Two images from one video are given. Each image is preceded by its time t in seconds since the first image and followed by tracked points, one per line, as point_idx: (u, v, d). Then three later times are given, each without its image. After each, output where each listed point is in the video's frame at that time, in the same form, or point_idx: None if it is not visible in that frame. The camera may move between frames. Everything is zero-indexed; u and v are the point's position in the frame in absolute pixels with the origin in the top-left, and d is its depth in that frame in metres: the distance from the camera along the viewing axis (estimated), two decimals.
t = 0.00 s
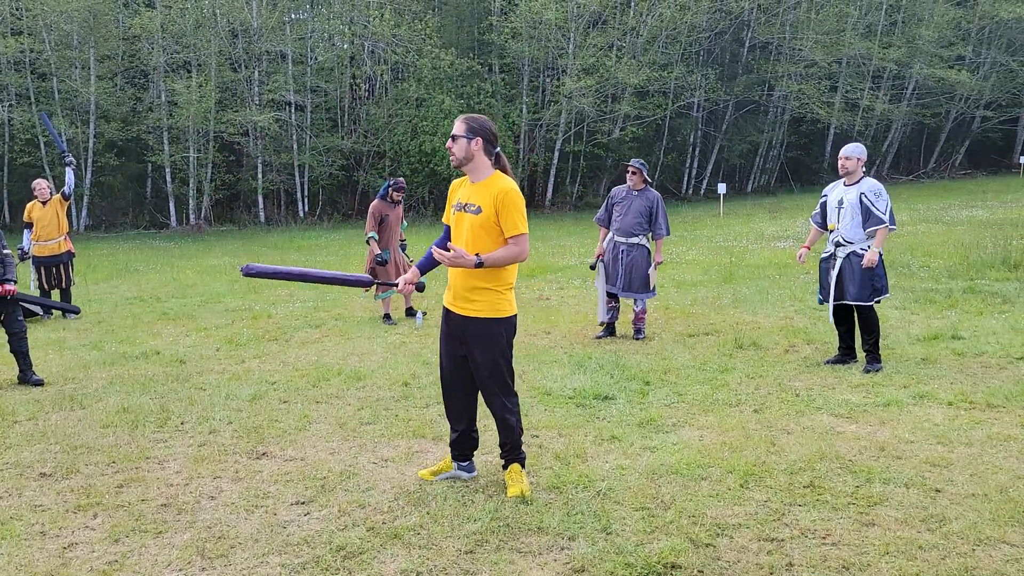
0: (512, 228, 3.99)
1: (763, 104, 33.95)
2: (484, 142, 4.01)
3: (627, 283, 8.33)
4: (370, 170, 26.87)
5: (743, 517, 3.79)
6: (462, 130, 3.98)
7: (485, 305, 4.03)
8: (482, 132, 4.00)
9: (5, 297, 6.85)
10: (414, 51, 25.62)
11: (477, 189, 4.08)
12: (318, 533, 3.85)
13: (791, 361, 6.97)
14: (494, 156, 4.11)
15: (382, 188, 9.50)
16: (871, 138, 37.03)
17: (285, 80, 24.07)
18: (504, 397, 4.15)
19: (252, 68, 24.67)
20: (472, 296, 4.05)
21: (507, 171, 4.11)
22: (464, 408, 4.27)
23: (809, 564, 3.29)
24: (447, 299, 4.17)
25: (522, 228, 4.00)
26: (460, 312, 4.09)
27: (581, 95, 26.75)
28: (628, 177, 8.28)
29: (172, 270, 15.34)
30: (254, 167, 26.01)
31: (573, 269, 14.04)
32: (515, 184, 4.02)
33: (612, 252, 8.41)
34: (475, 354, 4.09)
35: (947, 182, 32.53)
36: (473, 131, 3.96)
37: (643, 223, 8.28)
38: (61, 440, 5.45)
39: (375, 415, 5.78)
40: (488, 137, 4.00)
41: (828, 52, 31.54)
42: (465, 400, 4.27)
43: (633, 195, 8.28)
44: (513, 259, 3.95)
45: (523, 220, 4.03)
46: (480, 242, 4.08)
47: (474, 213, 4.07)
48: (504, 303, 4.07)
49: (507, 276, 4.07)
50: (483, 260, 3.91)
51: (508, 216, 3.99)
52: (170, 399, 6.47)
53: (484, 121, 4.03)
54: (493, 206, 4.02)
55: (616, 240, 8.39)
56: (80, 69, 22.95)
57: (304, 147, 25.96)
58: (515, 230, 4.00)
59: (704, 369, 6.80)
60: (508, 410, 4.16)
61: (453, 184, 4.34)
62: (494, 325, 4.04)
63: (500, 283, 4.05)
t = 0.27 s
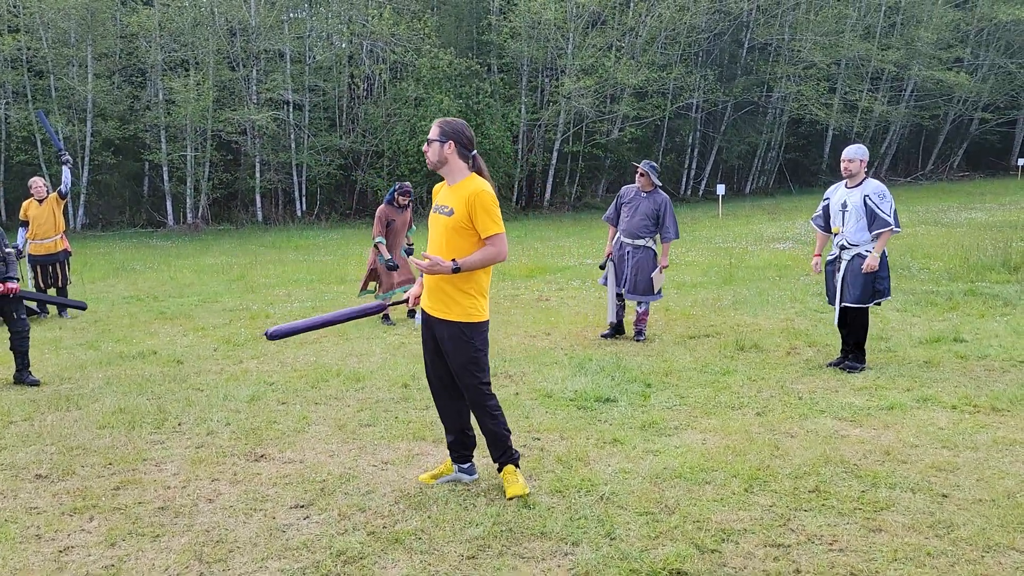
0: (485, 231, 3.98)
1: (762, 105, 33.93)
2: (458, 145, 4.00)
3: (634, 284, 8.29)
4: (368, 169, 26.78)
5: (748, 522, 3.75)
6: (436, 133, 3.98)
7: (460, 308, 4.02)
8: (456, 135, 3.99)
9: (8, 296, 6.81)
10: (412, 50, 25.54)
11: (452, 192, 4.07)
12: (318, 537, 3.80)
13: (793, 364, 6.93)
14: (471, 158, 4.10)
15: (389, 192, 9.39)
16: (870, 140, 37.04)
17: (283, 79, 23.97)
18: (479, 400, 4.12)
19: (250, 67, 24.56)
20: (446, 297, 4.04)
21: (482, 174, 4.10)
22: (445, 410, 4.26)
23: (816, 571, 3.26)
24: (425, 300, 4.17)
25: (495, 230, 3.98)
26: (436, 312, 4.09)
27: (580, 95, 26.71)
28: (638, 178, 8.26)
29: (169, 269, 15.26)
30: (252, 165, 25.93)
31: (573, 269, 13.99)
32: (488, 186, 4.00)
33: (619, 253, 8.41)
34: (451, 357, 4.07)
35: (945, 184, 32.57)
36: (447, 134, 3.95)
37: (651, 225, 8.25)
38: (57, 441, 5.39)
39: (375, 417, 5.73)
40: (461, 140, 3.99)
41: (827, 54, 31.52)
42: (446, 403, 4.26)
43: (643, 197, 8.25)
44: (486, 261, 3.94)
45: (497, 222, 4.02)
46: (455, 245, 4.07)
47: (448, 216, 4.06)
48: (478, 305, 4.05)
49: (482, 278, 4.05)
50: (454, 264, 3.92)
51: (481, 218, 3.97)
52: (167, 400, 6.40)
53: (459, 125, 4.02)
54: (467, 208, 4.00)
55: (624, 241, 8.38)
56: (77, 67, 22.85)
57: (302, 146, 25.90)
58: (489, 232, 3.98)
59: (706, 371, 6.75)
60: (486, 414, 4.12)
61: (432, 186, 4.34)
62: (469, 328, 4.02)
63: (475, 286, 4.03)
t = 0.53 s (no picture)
0: (469, 227, 3.94)
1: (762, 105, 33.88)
2: (444, 143, 3.99)
3: (641, 284, 8.25)
4: (368, 167, 26.70)
5: (758, 526, 3.73)
6: (421, 131, 3.97)
7: (443, 304, 3.97)
8: (442, 133, 3.98)
9: (8, 296, 6.72)
10: (413, 48, 25.47)
11: (438, 190, 4.05)
12: (323, 539, 3.76)
13: (797, 365, 6.90)
14: (457, 157, 4.08)
15: (398, 202, 9.30)
16: (870, 140, 37.01)
17: (283, 76, 23.91)
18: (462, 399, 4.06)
19: (250, 65, 24.48)
20: (431, 295, 4.01)
21: (469, 172, 4.07)
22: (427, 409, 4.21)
23: None
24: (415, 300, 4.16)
25: (480, 226, 3.95)
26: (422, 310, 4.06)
27: (580, 95, 26.68)
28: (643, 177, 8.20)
29: (169, 267, 15.20)
30: (251, 163, 25.86)
31: (574, 269, 13.96)
32: (474, 184, 3.98)
33: (625, 253, 8.38)
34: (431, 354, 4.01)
35: (945, 184, 32.55)
36: (431, 133, 3.94)
37: (656, 225, 8.20)
38: (58, 441, 5.35)
39: (378, 417, 5.68)
40: (446, 138, 3.97)
41: (828, 54, 31.49)
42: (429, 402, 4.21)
43: (648, 197, 8.20)
44: (470, 258, 3.90)
45: (482, 219, 3.98)
46: (441, 243, 4.04)
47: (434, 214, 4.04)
48: (463, 303, 3.99)
49: (467, 276, 4.00)
50: (437, 260, 3.87)
51: (465, 215, 3.94)
52: (168, 400, 6.36)
53: (444, 124, 4.01)
54: (451, 205, 3.97)
55: (630, 241, 8.35)
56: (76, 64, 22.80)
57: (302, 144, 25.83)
58: (473, 228, 3.94)
59: (710, 372, 6.72)
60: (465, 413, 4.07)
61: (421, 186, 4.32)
62: (450, 324, 3.97)
63: (459, 283, 3.98)
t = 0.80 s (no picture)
0: (474, 229, 3.86)
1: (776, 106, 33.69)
2: (448, 145, 3.91)
3: (659, 287, 8.18)
4: (381, 168, 26.74)
5: (782, 534, 3.68)
6: (424, 134, 3.91)
7: (448, 308, 3.89)
8: (446, 135, 3.91)
9: (22, 299, 6.71)
10: (426, 50, 25.47)
11: (442, 193, 3.98)
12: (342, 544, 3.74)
13: (816, 369, 6.82)
14: (461, 159, 4.01)
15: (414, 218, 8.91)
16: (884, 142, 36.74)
17: (297, 78, 23.95)
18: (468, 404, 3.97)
19: (264, 66, 24.53)
20: (436, 299, 3.93)
21: (474, 174, 4.00)
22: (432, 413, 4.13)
23: None
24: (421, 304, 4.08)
25: (485, 229, 3.87)
26: (426, 314, 3.99)
27: (593, 96, 26.62)
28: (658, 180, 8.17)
29: (183, 268, 15.25)
30: (264, 165, 25.93)
31: (587, 271, 13.90)
32: (478, 186, 3.90)
33: (643, 257, 8.33)
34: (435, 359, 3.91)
35: (961, 187, 32.26)
36: (434, 135, 3.87)
37: (674, 227, 8.15)
38: (75, 442, 5.35)
39: (395, 420, 5.66)
40: (451, 141, 3.90)
41: (843, 55, 31.28)
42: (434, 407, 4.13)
43: (664, 199, 8.16)
44: (475, 261, 3.82)
45: (487, 221, 3.90)
46: (447, 246, 3.96)
47: (438, 217, 3.96)
48: (468, 307, 3.90)
49: (473, 279, 3.91)
50: (442, 263, 3.79)
51: (469, 218, 3.86)
52: (185, 401, 6.36)
53: (447, 125, 3.95)
54: (455, 208, 3.90)
55: (647, 244, 8.30)
56: (91, 66, 22.94)
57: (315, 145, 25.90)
58: (477, 231, 3.87)
59: (728, 376, 6.65)
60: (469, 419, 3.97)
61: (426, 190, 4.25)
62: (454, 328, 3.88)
63: (465, 286, 3.90)
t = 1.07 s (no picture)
0: (478, 238, 3.75)
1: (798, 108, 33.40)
2: (454, 149, 3.81)
3: (683, 289, 8.11)
4: (401, 170, 26.86)
5: (814, 540, 3.62)
6: (430, 137, 3.80)
7: (449, 319, 3.80)
8: (453, 139, 3.81)
9: (48, 300, 6.77)
10: (446, 52, 25.53)
11: (447, 199, 3.87)
12: (369, 546, 3.73)
13: (843, 373, 6.73)
14: (469, 164, 3.89)
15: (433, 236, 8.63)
16: (909, 143, 36.31)
17: (318, 80, 24.11)
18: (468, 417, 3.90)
19: (286, 69, 24.70)
20: (436, 308, 3.84)
21: (481, 180, 3.89)
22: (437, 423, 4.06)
23: None
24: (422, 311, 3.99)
25: (490, 238, 3.75)
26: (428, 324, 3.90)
27: (614, 98, 26.56)
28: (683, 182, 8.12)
29: (206, 269, 15.39)
30: (285, 166, 26.11)
31: (609, 273, 13.84)
32: (484, 193, 3.78)
33: (668, 259, 8.27)
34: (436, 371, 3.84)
35: (987, 189, 31.79)
36: (441, 138, 3.78)
37: (699, 229, 8.09)
38: (102, 442, 5.40)
39: (419, 422, 5.65)
40: (457, 145, 3.81)
41: (866, 56, 30.96)
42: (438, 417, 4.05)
43: (689, 201, 8.11)
44: (477, 271, 3.71)
45: (493, 230, 3.78)
46: (450, 254, 3.86)
47: (442, 224, 3.86)
48: (469, 318, 3.81)
49: (476, 289, 3.82)
50: (444, 273, 3.69)
51: (474, 226, 3.75)
52: (209, 401, 6.39)
53: (455, 128, 3.84)
54: (460, 215, 3.78)
55: (671, 246, 8.25)
56: (116, 69, 23.24)
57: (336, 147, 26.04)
58: (482, 240, 3.75)
59: (753, 380, 6.58)
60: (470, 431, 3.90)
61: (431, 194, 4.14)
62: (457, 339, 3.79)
63: (468, 296, 3.80)
